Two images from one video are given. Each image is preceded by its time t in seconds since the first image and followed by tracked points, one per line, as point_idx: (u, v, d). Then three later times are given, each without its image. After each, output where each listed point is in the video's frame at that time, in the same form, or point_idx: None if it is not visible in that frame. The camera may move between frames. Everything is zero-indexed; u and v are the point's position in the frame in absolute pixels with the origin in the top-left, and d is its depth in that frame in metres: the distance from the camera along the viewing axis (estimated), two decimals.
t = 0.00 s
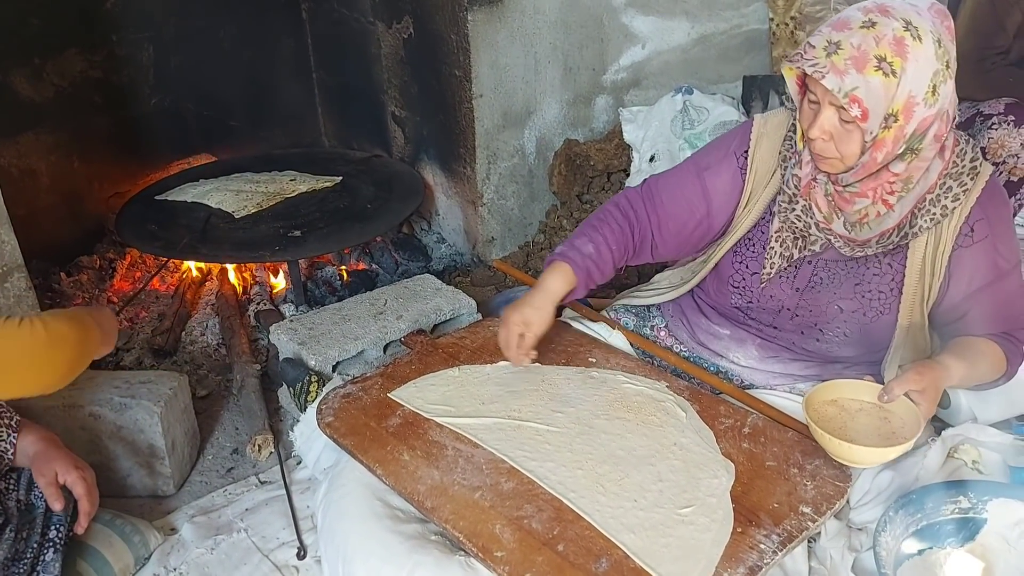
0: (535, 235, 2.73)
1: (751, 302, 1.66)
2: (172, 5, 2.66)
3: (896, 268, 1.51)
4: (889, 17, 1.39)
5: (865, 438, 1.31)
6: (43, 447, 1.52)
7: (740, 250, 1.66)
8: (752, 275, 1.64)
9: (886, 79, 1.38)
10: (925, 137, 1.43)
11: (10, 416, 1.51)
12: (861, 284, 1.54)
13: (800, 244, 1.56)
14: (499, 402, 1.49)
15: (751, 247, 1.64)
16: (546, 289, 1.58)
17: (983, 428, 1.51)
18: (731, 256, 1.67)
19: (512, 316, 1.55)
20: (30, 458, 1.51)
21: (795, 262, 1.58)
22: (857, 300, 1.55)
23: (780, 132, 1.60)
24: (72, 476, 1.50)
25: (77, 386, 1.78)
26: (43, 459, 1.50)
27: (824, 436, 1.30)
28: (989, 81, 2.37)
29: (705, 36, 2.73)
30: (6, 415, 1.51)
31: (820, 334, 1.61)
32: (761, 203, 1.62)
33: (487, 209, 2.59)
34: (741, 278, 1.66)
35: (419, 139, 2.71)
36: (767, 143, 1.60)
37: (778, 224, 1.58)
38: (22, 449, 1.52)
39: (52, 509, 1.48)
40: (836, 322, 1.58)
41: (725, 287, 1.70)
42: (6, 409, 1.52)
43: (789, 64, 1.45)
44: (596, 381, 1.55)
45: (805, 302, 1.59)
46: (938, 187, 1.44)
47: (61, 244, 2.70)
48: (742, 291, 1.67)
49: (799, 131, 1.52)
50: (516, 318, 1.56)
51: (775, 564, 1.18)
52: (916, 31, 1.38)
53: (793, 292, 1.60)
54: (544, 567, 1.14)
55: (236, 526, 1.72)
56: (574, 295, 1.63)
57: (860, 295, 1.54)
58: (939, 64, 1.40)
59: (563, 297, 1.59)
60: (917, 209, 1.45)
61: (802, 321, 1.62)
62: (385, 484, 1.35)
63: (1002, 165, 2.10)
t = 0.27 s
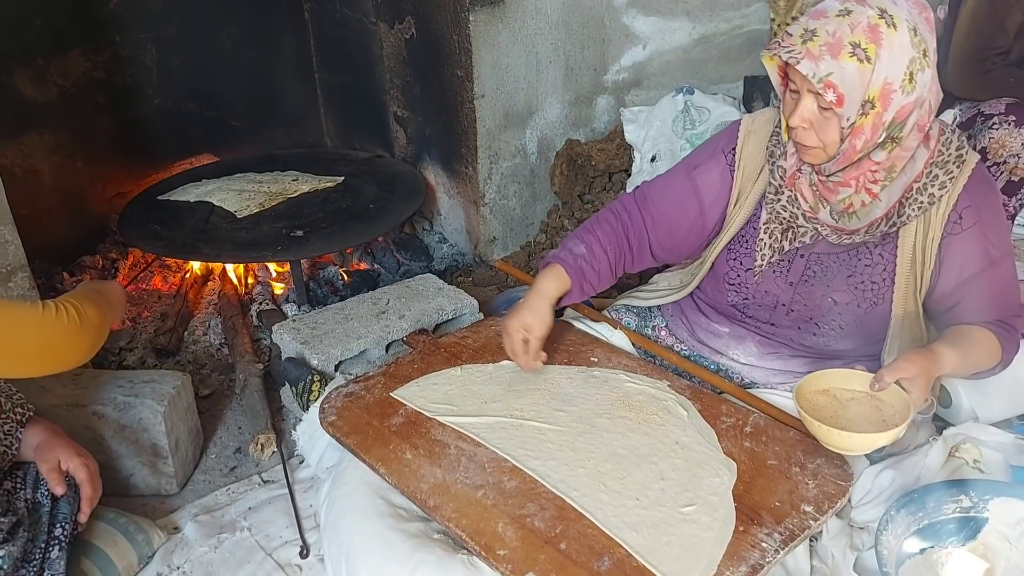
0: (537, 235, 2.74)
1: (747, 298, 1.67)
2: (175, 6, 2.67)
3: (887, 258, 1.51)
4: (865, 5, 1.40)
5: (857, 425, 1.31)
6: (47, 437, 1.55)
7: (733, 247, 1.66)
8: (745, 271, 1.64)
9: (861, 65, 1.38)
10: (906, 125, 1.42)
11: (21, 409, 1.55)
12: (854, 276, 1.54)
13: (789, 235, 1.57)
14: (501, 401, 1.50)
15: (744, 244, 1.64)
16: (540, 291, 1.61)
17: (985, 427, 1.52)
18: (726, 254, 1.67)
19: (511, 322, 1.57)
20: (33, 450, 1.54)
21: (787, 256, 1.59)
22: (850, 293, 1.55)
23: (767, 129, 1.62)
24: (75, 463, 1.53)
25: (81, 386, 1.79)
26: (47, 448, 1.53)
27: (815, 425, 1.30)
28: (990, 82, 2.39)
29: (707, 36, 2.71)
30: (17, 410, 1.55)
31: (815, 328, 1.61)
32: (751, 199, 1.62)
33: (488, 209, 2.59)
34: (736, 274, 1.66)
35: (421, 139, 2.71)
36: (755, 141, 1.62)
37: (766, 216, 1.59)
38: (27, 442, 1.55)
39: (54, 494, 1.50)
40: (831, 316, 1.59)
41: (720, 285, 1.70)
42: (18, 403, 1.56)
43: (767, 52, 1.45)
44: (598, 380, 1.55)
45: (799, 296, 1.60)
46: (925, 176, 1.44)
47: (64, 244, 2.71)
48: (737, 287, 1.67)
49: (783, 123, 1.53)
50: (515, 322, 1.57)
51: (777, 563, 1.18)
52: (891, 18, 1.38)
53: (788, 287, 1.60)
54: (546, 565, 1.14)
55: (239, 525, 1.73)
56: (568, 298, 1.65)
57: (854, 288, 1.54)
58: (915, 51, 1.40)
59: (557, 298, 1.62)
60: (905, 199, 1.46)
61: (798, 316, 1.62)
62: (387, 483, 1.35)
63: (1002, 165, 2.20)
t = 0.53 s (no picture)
0: (539, 236, 2.74)
1: (739, 296, 1.67)
2: (177, 8, 2.68)
3: (875, 248, 1.52)
4: None
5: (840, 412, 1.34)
6: (52, 436, 1.57)
7: (726, 247, 1.66)
8: (737, 269, 1.65)
9: (837, 53, 1.39)
10: (885, 111, 1.44)
11: (29, 409, 1.56)
12: (842, 267, 1.54)
13: (778, 232, 1.58)
14: (503, 402, 1.50)
15: (735, 243, 1.65)
16: (585, 319, 1.56)
17: (988, 427, 1.52)
18: (719, 255, 1.68)
19: (567, 348, 1.48)
20: (39, 449, 1.55)
21: (776, 251, 1.59)
22: (840, 284, 1.55)
23: (754, 130, 1.64)
24: (81, 462, 1.55)
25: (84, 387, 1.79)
26: (53, 445, 1.55)
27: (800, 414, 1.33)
28: (991, 82, 2.40)
29: (709, 37, 2.74)
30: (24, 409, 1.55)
31: (808, 323, 1.61)
32: (743, 196, 1.63)
33: (490, 210, 2.59)
34: (728, 272, 1.66)
35: (422, 140, 2.72)
36: (744, 143, 1.63)
37: (755, 214, 1.60)
38: (31, 442, 1.55)
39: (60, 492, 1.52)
40: (822, 308, 1.59)
41: (713, 284, 1.70)
42: (25, 402, 1.57)
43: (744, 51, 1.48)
44: (601, 381, 1.55)
45: (791, 291, 1.60)
46: (907, 164, 1.46)
47: (66, 246, 2.71)
48: (728, 284, 1.67)
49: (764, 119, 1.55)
50: (570, 348, 1.48)
51: (780, 564, 1.18)
52: (861, 7, 1.41)
53: (779, 282, 1.60)
54: (550, 566, 1.14)
55: (243, 526, 1.73)
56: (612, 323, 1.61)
57: (842, 279, 1.55)
58: (889, 38, 1.42)
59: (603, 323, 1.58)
60: (890, 187, 1.47)
61: (790, 311, 1.62)
62: (391, 484, 1.36)
63: (1004, 166, 2.26)
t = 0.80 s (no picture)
0: (540, 237, 2.74)
1: (737, 296, 1.66)
2: (178, 8, 2.67)
3: (870, 244, 1.52)
4: None
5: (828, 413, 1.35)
6: (52, 440, 1.54)
7: (726, 249, 1.65)
8: (735, 268, 1.64)
9: (825, 46, 1.39)
10: (873, 103, 1.45)
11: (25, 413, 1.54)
12: (839, 264, 1.54)
13: (773, 231, 1.58)
14: (504, 404, 1.50)
15: (736, 245, 1.64)
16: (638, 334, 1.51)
17: (989, 429, 1.53)
18: (721, 257, 1.66)
19: (625, 362, 1.42)
20: (38, 452, 1.53)
21: (773, 250, 1.59)
22: (838, 282, 1.56)
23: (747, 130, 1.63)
24: (81, 466, 1.53)
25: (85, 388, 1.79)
26: (52, 448, 1.53)
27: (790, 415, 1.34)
28: (992, 83, 2.40)
29: (710, 37, 2.73)
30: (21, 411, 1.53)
31: (807, 321, 1.61)
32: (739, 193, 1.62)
33: (491, 211, 2.59)
34: (726, 272, 1.66)
35: (423, 141, 2.71)
36: (740, 145, 1.62)
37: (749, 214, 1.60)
38: (30, 446, 1.53)
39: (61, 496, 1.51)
40: (821, 306, 1.59)
41: (711, 284, 1.70)
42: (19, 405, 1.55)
43: (732, 49, 1.48)
44: (602, 382, 1.55)
45: (790, 290, 1.60)
46: (898, 158, 1.47)
47: (66, 247, 2.71)
48: (727, 284, 1.66)
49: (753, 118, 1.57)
50: (631, 360, 1.42)
51: (782, 565, 1.18)
52: None
53: (777, 281, 1.60)
54: (551, 568, 1.14)
55: (243, 528, 1.72)
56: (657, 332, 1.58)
57: (840, 275, 1.55)
58: (872, 29, 1.42)
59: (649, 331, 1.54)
60: (882, 181, 1.48)
61: (789, 310, 1.62)
62: (391, 485, 1.35)
63: (1006, 166, 2.26)
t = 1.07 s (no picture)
0: (539, 239, 2.73)
1: (742, 296, 1.66)
2: (177, 10, 2.67)
3: (874, 241, 1.51)
4: None
5: (825, 405, 1.35)
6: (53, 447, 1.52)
7: (728, 247, 1.66)
8: (739, 268, 1.64)
9: (831, 38, 1.39)
10: (878, 96, 1.46)
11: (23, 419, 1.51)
12: (843, 262, 1.53)
13: (779, 229, 1.58)
14: (503, 406, 1.49)
15: (737, 243, 1.64)
16: (578, 327, 1.50)
17: (990, 432, 1.53)
18: (722, 256, 1.67)
19: (550, 350, 1.42)
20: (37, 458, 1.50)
21: (777, 248, 1.59)
22: (842, 279, 1.54)
23: (749, 129, 1.63)
24: (82, 474, 1.50)
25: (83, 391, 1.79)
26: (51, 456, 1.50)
27: (784, 405, 1.34)
28: (993, 84, 2.40)
29: (710, 39, 2.73)
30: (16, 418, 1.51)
31: (811, 319, 1.60)
32: (745, 192, 1.62)
33: (491, 213, 2.59)
34: (730, 272, 1.66)
35: (423, 143, 2.71)
36: (739, 145, 1.63)
37: (757, 210, 1.60)
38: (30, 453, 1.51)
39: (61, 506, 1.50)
40: (825, 304, 1.57)
41: (715, 285, 1.70)
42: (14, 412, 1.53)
43: (738, 43, 1.48)
44: (602, 385, 1.55)
45: (793, 287, 1.59)
46: (902, 155, 1.47)
47: (65, 248, 2.70)
48: (732, 283, 1.66)
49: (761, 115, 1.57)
50: (556, 348, 1.43)
51: (782, 570, 1.18)
52: None
53: (781, 279, 1.60)
54: (551, 572, 1.14)
55: (241, 531, 1.72)
56: (607, 337, 1.55)
57: (844, 273, 1.54)
58: (876, 23, 1.44)
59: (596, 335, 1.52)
60: (886, 177, 1.47)
61: (793, 308, 1.61)
62: (390, 489, 1.35)
63: (1007, 169, 2.27)
